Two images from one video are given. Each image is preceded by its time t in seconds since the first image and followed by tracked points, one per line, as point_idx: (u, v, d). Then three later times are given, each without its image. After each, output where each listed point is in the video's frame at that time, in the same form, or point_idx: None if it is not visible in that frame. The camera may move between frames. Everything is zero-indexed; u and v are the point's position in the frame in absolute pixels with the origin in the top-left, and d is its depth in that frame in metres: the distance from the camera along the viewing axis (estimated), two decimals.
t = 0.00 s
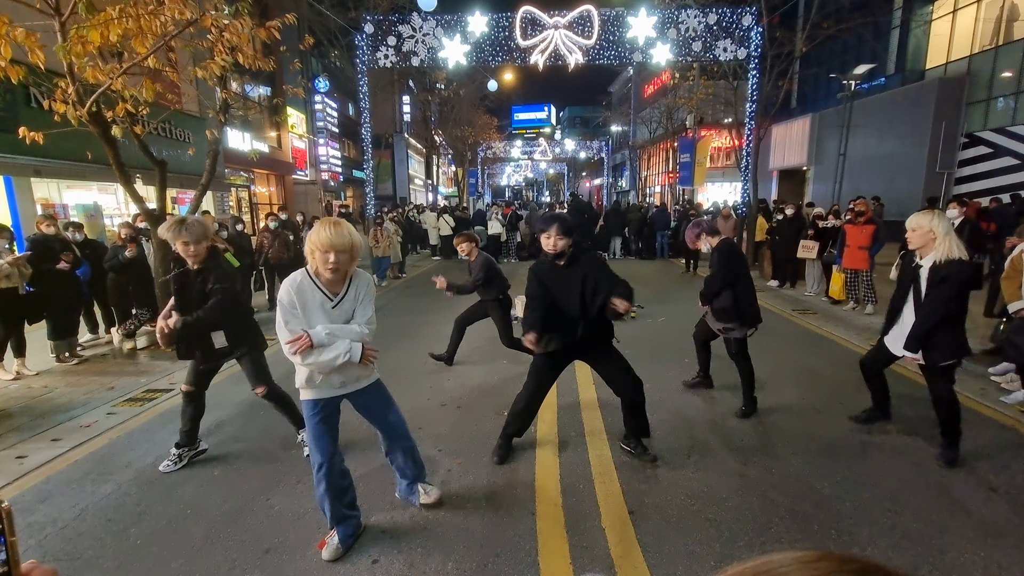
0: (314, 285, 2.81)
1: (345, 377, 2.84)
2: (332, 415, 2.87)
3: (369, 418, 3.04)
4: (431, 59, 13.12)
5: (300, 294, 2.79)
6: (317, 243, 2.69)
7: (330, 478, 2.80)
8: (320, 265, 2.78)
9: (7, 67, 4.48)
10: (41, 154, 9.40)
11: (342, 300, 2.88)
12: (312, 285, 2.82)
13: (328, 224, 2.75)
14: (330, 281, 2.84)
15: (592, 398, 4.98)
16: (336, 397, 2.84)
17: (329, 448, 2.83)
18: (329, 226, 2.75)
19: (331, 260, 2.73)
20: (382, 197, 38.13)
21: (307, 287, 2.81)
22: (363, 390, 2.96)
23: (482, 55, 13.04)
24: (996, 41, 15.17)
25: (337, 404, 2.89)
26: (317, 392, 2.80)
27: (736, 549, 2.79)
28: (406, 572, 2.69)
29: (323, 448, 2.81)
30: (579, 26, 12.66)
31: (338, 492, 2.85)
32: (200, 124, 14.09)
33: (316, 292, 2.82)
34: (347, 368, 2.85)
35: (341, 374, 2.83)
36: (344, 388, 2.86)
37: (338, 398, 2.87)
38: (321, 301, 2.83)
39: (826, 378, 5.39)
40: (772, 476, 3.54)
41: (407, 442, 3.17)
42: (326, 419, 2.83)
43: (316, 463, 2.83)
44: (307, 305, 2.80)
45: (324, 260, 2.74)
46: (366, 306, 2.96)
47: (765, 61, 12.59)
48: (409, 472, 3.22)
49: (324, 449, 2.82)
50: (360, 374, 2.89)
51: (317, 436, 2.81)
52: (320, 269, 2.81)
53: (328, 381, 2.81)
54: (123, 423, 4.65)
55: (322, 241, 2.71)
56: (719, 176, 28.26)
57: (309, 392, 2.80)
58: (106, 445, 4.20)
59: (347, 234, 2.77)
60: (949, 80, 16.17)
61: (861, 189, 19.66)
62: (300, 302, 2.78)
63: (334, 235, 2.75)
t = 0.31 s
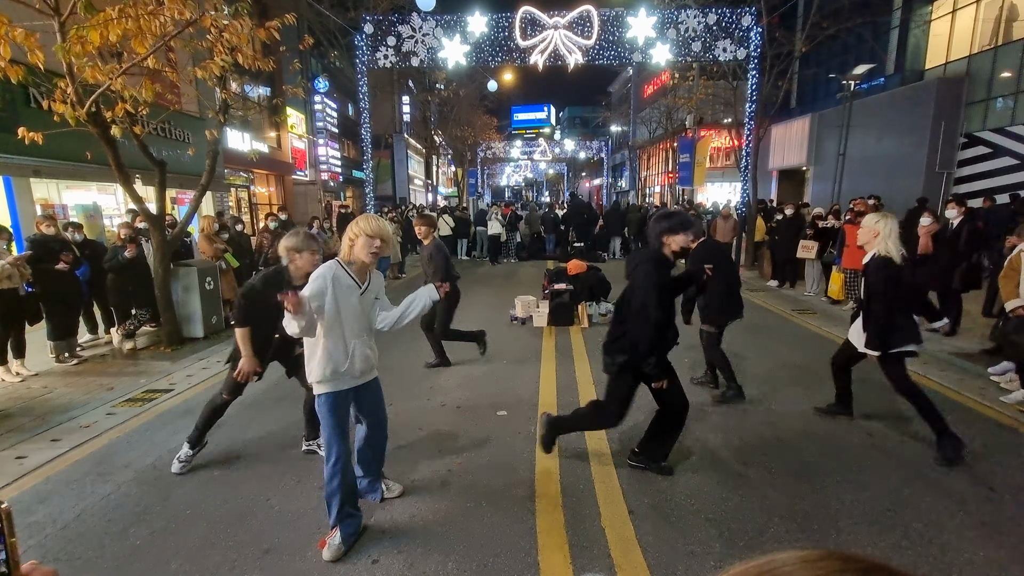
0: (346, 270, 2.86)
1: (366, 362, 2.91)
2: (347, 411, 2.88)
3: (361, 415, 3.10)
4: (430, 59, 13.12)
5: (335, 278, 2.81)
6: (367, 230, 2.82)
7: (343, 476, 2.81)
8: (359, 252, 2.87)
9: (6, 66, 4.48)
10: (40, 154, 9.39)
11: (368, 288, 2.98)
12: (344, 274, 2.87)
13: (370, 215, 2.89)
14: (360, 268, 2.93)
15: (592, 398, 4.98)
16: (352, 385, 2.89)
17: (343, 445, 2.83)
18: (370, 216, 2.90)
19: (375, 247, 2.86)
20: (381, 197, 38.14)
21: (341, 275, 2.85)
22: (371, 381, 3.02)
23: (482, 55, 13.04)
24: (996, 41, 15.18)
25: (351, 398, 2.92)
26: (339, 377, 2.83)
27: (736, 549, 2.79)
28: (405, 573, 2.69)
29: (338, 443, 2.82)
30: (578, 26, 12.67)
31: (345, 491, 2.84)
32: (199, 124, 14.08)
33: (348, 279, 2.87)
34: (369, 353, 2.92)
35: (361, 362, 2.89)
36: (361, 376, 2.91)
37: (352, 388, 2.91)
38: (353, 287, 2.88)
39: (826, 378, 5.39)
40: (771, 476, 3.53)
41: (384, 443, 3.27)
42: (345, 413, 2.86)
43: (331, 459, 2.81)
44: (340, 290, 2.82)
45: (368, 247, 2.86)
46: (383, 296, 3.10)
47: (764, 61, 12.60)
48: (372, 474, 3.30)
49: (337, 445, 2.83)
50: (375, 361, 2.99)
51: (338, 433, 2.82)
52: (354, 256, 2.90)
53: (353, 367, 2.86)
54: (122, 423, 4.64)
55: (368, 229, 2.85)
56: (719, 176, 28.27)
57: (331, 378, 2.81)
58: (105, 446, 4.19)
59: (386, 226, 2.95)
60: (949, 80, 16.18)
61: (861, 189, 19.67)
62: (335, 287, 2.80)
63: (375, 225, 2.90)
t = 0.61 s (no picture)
0: (358, 258, 2.93)
1: (377, 349, 2.96)
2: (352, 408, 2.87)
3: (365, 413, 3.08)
4: (429, 58, 13.11)
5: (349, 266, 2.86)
6: (380, 222, 2.88)
7: (344, 475, 2.81)
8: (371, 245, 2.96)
9: (4, 65, 4.46)
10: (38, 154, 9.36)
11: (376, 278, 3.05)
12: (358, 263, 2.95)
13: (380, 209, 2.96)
14: (370, 259, 2.99)
15: (591, 398, 4.98)
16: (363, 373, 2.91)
17: (347, 443, 2.83)
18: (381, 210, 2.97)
19: (387, 239, 2.93)
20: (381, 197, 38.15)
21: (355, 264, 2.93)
22: (379, 371, 3.04)
23: (481, 55, 13.02)
24: (995, 42, 15.19)
25: (359, 393, 2.91)
26: (352, 365, 2.85)
27: (736, 549, 2.79)
28: (404, 572, 2.69)
29: (344, 441, 2.82)
30: (578, 26, 12.67)
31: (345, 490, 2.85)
32: (198, 124, 14.06)
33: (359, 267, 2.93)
34: (378, 341, 2.98)
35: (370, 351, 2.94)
36: (371, 363, 2.95)
37: (362, 379, 2.92)
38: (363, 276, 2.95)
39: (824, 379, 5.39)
40: (770, 476, 3.53)
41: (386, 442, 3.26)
42: (351, 410, 2.85)
43: (335, 457, 2.81)
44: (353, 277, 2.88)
45: (380, 238, 2.92)
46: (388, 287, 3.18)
47: (763, 61, 12.63)
48: (370, 474, 3.28)
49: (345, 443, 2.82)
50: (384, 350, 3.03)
51: (346, 429, 2.84)
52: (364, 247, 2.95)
53: (364, 353, 2.90)
54: (120, 423, 4.63)
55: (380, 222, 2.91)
56: (718, 176, 28.28)
57: (341, 366, 2.83)
58: (103, 446, 4.18)
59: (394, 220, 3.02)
60: (948, 80, 16.19)
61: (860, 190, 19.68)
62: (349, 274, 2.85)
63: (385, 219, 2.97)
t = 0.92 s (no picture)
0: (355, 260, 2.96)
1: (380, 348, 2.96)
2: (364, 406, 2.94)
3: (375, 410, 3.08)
4: (429, 58, 13.10)
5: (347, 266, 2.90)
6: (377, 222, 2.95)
7: (358, 469, 2.92)
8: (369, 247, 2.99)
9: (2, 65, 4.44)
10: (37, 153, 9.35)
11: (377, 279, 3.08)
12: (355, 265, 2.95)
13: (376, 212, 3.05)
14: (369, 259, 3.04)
15: (590, 399, 4.96)
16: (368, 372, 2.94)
17: (360, 440, 2.92)
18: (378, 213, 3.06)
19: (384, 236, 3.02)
20: (380, 197, 38.18)
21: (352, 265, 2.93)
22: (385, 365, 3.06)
23: (481, 55, 13.01)
24: (994, 42, 15.20)
25: (367, 389, 2.94)
26: (356, 362, 2.88)
27: (736, 550, 2.79)
28: (403, 572, 2.68)
29: (357, 439, 2.90)
30: (577, 26, 12.66)
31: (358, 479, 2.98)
32: (197, 123, 14.04)
33: (357, 267, 2.95)
34: (381, 340, 2.98)
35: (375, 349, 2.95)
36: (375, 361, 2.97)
37: (369, 376, 2.95)
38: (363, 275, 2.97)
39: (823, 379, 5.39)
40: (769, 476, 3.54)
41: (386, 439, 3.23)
42: (363, 408, 2.92)
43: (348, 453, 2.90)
44: (352, 276, 2.90)
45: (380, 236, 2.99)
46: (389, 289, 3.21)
47: (762, 61, 12.64)
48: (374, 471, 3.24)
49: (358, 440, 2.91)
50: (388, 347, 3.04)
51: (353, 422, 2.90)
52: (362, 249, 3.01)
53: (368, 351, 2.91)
54: (119, 423, 4.62)
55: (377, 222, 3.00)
56: (717, 176, 28.30)
57: (347, 365, 2.87)
58: (102, 447, 4.18)
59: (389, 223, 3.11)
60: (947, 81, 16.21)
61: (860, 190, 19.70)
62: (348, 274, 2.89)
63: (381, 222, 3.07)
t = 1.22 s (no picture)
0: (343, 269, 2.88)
1: (380, 355, 2.94)
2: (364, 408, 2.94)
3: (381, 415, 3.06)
4: (428, 58, 13.09)
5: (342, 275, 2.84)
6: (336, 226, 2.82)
7: (353, 467, 2.93)
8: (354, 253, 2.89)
9: None
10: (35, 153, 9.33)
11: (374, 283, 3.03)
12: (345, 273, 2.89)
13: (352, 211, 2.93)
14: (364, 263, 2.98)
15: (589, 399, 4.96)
16: (368, 379, 2.94)
17: (357, 440, 2.92)
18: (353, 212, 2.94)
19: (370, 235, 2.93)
20: (379, 198, 38.16)
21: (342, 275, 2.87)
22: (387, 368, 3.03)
23: (480, 55, 13.00)
24: (992, 43, 15.22)
25: (365, 394, 2.93)
26: (354, 369, 2.88)
27: (735, 550, 2.79)
28: (403, 573, 2.68)
29: (352, 439, 2.90)
30: (576, 26, 12.64)
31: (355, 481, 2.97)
32: (196, 123, 14.03)
33: (353, 275, 2.90)
34: (379, 347, 2.95)
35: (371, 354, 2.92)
36: (375, 369, 2.95)
37: (368, 381, 2.95)
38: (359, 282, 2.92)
39: (821, 378, 5.41)
40: (768, 476, 3.54)
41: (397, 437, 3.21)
42: (361, 410, 2.93)
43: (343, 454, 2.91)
44: (348, 285, 2.85)
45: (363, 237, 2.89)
46: (388, 288, 3.18)
47: (761, 62, 12.65)
48: (376, 473, 3.20)
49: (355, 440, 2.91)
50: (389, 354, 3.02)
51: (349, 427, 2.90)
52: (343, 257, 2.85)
53: (366, 359, 2.90)
54: (117, 424, 4.61)
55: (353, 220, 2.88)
56: (716, 176, 28.34)
57: (345, 371, 2.87)
58: (100, 447, 4.16)
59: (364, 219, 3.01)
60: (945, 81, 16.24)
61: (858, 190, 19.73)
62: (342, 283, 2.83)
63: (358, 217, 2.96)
